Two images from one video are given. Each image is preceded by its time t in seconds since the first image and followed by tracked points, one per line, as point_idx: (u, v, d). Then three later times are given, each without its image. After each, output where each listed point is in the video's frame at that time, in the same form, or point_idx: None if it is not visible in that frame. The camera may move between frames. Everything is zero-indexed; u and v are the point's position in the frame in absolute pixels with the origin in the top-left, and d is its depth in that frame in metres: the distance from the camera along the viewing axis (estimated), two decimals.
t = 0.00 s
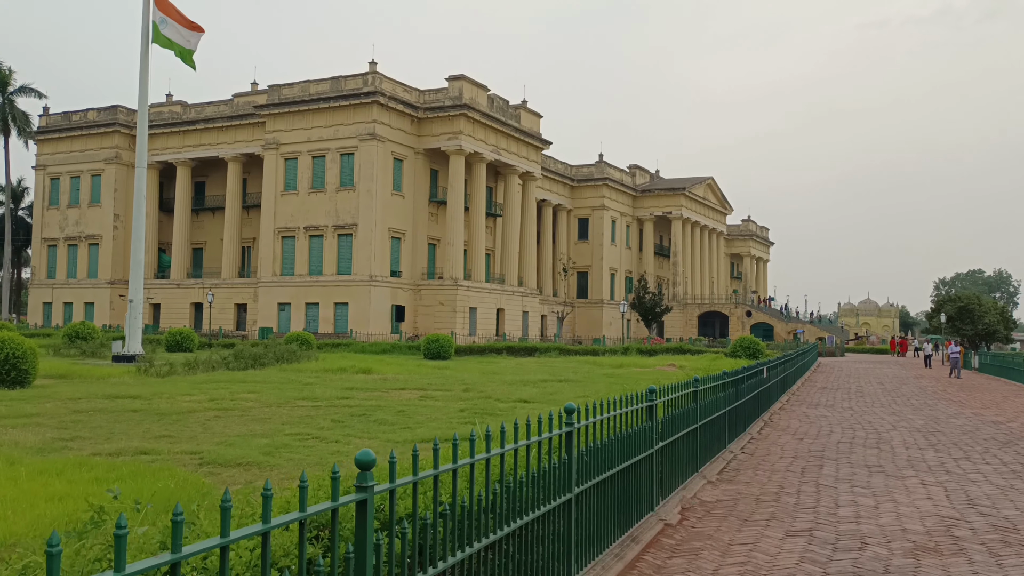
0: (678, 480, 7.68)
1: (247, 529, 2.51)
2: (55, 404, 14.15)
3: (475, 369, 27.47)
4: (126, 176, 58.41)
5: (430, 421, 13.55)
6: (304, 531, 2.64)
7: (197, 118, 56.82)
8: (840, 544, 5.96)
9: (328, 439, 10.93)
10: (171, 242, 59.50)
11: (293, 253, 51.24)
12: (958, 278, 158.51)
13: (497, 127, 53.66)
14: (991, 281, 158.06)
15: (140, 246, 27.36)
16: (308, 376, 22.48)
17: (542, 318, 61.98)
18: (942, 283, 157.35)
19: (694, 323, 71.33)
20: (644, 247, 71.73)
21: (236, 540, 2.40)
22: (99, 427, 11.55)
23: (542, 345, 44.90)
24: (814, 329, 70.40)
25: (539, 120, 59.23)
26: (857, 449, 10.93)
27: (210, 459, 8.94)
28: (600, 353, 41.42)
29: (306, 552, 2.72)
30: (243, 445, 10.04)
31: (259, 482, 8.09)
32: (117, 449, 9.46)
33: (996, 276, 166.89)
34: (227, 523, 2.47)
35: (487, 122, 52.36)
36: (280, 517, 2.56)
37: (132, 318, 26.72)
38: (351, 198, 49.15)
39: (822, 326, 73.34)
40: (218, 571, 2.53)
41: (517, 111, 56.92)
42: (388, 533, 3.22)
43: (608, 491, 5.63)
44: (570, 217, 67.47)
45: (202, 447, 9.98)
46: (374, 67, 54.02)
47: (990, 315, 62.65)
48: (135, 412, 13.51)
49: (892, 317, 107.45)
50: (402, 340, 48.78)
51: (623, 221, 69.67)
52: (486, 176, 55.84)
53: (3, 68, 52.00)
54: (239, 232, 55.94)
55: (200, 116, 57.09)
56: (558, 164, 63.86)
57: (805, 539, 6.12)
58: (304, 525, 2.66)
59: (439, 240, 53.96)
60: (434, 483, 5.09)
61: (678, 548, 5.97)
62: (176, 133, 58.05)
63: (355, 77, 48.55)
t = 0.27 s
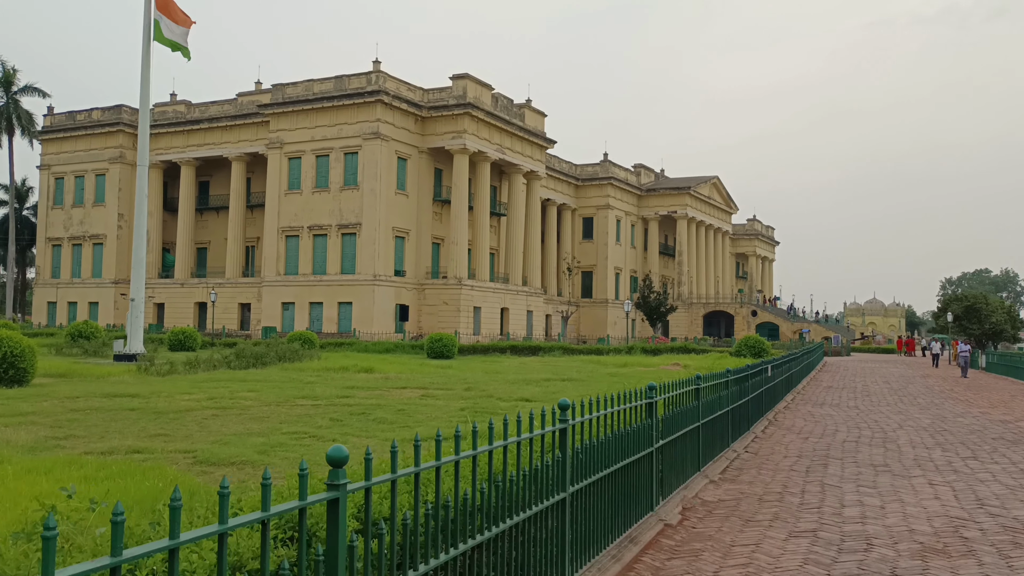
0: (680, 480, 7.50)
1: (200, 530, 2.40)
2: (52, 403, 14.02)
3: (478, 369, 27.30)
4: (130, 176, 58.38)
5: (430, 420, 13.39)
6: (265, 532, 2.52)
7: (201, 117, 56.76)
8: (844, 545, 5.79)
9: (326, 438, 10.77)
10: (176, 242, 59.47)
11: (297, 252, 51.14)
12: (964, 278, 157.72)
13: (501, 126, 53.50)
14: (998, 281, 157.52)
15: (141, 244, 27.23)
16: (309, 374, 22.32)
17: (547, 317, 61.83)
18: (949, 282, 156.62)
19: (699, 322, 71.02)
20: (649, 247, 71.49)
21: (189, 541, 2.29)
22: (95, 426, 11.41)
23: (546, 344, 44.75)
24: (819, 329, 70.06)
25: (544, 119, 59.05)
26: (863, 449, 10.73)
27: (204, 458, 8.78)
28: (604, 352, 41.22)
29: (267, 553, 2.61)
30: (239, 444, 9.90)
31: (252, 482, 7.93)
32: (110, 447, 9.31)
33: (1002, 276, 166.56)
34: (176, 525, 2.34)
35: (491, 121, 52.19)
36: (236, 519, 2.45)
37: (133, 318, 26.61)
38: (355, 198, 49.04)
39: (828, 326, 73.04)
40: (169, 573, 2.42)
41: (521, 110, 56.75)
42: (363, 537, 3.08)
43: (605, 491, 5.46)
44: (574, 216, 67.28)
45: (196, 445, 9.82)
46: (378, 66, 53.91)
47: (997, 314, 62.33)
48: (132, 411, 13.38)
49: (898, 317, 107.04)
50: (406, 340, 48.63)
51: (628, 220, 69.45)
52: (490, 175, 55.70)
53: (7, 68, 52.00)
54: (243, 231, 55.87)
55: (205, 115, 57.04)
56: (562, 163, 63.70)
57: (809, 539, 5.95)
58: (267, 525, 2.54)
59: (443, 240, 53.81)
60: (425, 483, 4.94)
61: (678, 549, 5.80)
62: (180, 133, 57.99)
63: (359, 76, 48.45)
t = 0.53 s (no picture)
0: (679, 485, 7.35)
1: (142, 551, 2.28)
2: (49, 404, 13.90)
3: (480, 369, 27.15)
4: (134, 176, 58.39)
5: (429, 422, 13.22)
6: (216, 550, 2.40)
7: (205, 118, 56.71)
8: (848, 553, 5.62)
9: (322, 441, 10.62)
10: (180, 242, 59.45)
11: (301, 253, 51.06)
12: (970, 278, 156.94)
13: (505, 126, 53.33)
14: (1005, 281, 156.81)
15: (143, 245, 27.14)
16: (310, 375, 22.19)
17: (551, 318, 61.65)
18: (955, 283, 155.98)
19: (704, 323, 70.79)
20: (654, 247, 71.26)
21: (134, 563, 2.18)
22: (89, 428, 11.28)
23: (550, 345, 44.55)
24: (825, 329, 69.75)
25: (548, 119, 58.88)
26: (868, 452, 10.55)
27: (196, 461, 8.63)
28: (608, 353, 41.04)
29: (220, 572, 2.50)
30: (233, 446, 9.76)
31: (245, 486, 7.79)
32: (102, 450, 9.17)
33: (1009, 276, 165.93)
34: (119, 547, 2.22)
35: (495, 121, 52.03)
36: (181, 538, 2.33)
37: (135, 318, 26.52)
38: (359, 198, 48.94)
39: (834, 326, 72.71)
40: None
41: (525, 110, 56.59)
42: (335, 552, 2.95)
43: (599, 498, 5.33)
44: (579, 216, 67.10)
45: (190, 448, 9.68)
46: (382, 66, 53.79)
47: (1004, 315, 61.92)
48: (129, 413, 13.25)
49: (904, 317, 106.61)
50: (410, 340, 48.51)
51: (632, 220, 69.22)
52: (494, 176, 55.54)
53: (11, 68, 52.00)
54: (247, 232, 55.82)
55: (209, 115, 57.00)
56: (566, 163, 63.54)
57: (811, 547, 5.78)
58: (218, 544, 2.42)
59: (447, 240, 53.67)
60: (413, 491, 4.81)
61: (676, 558, 5.64)
62: (184, 133, 57.95)
63: (363, 76, 48.36)
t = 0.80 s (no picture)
0: (683, 488, 7.21)
1: (101, 567, 2.15)
2: (50, 405, 13.80)
3: (485, 369, 27.03)
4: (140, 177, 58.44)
5: (432, 423, 13.05)
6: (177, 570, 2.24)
7: (210, 118, 56.69)
8: (857, 559, 5.46)
9: (322, 442, 10.49)
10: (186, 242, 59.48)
11: (306, 253, 51.00)
12: (978, 278, 156.12)
13: (510, 126, 53.20)
14: (1013, 281, 156.14)
15: (146, 245, 27.07)
16: (314, 376, 22.08)
17: (556, 318, 61.49)
18: (962, 283, 155.07)
19: (710, 322, 70.56)
20: (660, 247, 71.06)
21: None
22: (88, 429, 11.17)
23: (555, 345, 44.38)
24: (832, 329, 69.47)
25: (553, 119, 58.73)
26: (876, 453, 10.38)
27: (193, 463, 8.50)
28: (613, 353, 40.87)
29: None
30: (232, 447, 9.63)
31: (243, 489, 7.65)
32: (98, 451, 9.06)
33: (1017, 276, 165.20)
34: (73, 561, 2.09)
35: (500, 121, 51.89)
36: (132, 555, 2.19)
37: (138, 319, 26.46)
38: (364, 198, 48.86)
39: (841, 326, 72.40)
40: None
41: (531, 109, 56.44)
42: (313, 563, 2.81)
43: (596, 503, 5.20)
44: (584, 216, 66.94)
45: (188, 449, 9.56)
46: (387, 66, 53.70)
47: (1012, 314, 61.44)
48: (130, 413, 13.14)
49: (912, 317, 106.10)
50: (415, 340, 48.38)
51: (638, 220, 69.03)
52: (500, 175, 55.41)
53: (17, 69, 52.07)
54: (253, 232, 55.80)
55: (214, 116, 56.99)
56: (572, 163, 63.39)
57: (818, 553, 5.63)
58: (178, 564, 2.26)
59: (452, 240, 53.55)
60: (405, 496, 4.69)
61: (678, 564, 5.51)
62: (190, 134, 57.95)
63: (368, 76, 48.28)
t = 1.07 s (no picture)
0: (689, 491, 6.98)
1: None
2: (48, 405, 13.64)
3: (490, 369, 26.82)
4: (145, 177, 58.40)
5: (435, 423, 12.84)
6: None
7: (216, 117, 56.61)
8: (871, 566, 5.24)
9: (321, 443, 10.29)
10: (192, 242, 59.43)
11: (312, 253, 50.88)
12: (987, 277, 155.22)
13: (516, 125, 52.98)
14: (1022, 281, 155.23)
15: (150, 244, 26.94)
16: (317, 376, 21.91)
17: (563, 318, 61.24)
18: (971, 283, 154.17)
19: (717, 322, 70.21)
20: (667, 247, 70.75)
21: None
22: (84, 430, 10.99)
23: (561, 345, 44.10)
24: (840, 329, 69.04)
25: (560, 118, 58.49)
26: (888, 455, 10.14)
27: (188, 465, 8.30)
28: (620, 353, 40.60)
29: None
30: (229, 449, 9.44)
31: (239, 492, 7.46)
32: (91, 452, 8.88)
33: None
34: None
35: (506, 120, 51.67)
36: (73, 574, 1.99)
37: (142, 318, 26.34)
38: (370, 197, 48.71)
39: (849, 326, 71.94)
40: None
41: (537, 108, 56.23)
42: None
43: (597, 509, 4.98)
44: (591, 216, 66.70)
45: (184, 450, 9.38)
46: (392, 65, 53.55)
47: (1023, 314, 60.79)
48: (129, 414, 12.98)
49: (921, 317, 105.51)
50: (421, 340, 48.20)
51: (645, 219, 68.73)
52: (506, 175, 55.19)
53: (23, 68, 52.08)
54: (258, 232, 55.71)
55: (219, 115, 56.91)
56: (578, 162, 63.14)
57: (830, 560, 5.41)
58: None
59: (458, 240, 53.34)
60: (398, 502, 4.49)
61: (684, 572, 5.30)
62: (195, 133, 57.89)
63: (373, 75, 48.12)
